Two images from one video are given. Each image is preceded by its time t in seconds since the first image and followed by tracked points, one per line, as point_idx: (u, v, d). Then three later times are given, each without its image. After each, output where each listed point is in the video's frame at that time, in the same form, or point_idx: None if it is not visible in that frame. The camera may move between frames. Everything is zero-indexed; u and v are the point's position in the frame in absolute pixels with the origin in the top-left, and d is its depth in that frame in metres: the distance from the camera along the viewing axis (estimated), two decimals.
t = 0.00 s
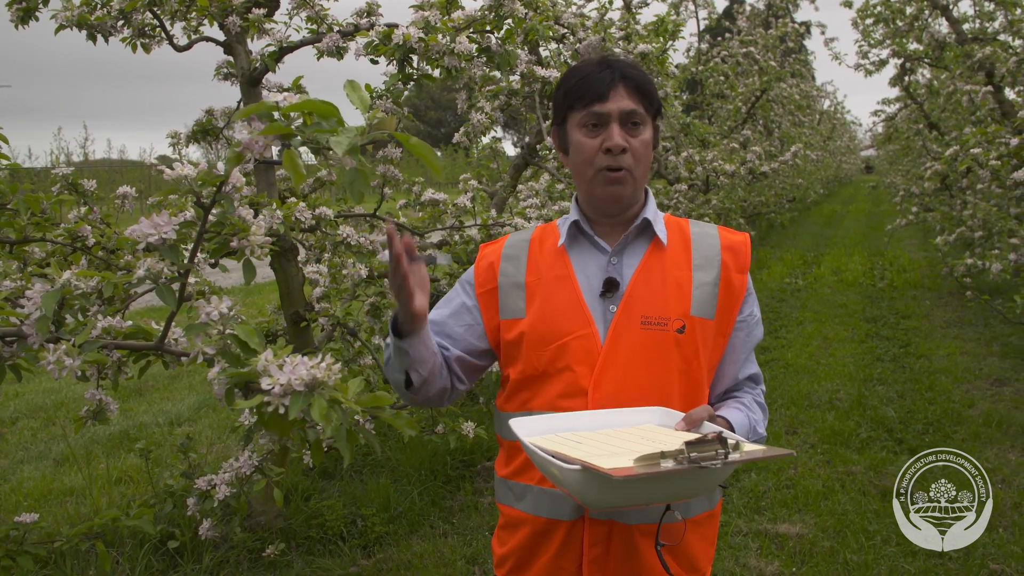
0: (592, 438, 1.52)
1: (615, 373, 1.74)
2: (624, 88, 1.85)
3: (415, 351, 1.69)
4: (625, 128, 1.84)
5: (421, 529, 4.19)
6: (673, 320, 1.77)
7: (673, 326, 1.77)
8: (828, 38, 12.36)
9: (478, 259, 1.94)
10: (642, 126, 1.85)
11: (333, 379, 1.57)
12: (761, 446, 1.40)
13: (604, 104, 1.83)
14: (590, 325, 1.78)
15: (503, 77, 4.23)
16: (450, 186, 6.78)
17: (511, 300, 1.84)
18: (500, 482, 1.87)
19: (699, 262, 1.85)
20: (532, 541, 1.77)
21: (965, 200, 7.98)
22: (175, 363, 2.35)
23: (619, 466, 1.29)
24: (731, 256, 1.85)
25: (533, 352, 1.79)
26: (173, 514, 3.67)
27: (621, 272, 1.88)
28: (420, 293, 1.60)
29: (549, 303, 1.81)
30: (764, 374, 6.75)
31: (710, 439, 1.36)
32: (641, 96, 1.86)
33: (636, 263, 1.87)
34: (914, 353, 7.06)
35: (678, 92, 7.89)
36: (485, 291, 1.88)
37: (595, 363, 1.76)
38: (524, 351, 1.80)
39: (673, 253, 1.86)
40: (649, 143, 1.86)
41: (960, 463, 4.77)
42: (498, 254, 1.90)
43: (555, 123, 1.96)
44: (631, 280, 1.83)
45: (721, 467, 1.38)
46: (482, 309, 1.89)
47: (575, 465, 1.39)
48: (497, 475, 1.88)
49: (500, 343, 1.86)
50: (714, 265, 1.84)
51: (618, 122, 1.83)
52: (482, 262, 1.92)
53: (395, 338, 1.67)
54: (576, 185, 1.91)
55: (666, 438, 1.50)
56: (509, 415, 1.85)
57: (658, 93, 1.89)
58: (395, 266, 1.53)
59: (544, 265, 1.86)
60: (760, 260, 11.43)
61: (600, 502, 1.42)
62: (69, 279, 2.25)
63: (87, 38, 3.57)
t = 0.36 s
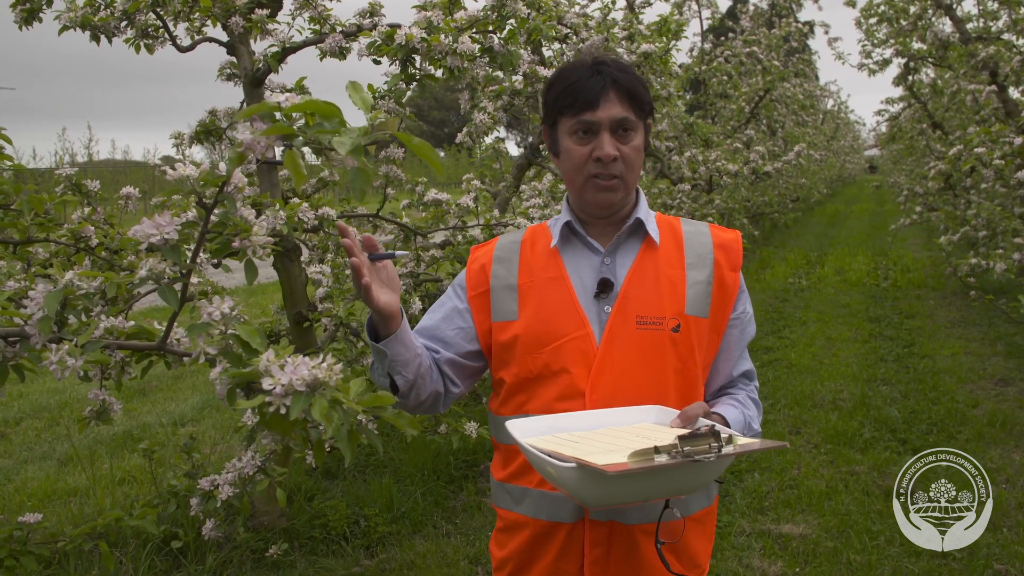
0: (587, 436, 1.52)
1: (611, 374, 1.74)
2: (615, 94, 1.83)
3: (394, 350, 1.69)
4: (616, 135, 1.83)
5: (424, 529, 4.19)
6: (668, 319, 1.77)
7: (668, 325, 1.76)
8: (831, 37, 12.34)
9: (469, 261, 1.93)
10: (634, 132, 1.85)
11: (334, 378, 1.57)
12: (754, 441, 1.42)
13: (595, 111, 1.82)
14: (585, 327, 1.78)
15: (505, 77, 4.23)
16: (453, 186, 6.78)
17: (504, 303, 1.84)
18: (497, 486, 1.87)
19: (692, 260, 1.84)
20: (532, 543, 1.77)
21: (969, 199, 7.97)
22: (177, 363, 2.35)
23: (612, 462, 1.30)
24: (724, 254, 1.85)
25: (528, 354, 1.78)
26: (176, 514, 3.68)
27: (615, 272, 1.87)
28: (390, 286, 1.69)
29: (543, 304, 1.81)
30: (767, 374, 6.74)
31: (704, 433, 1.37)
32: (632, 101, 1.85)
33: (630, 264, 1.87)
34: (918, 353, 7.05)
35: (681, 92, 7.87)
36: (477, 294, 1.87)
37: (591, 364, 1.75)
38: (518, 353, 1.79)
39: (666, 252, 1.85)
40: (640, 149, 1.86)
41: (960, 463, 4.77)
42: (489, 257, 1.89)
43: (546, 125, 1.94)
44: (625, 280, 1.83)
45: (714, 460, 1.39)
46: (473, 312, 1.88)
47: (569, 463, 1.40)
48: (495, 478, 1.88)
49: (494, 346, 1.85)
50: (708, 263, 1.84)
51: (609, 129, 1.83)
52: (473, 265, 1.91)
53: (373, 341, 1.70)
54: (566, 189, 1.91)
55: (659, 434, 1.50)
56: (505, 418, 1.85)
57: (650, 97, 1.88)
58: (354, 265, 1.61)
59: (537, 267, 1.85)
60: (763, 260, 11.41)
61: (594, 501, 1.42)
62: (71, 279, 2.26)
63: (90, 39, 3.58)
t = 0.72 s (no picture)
0: (604, 433, 1.54)
1: (597, 373, 1.74)
2: (596, 98, 1.82)
3: (382, 354, 1.69)
4: (596, 139, 1.83)
5: (423, 530, 4.19)
6: (653, 319, 1.78)
7: (653, 325, 1.77)
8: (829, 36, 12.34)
9: (453, 263, 1.92)
10: (615, 136, 1.84)
11: (327, 380, 1.57)
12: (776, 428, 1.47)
13: (575, 115, 1.81)
14: (571, 327, 1.77)
15: (502, 77, 4.23)
16: (451, 187, 6.77)
17: (489, 305, 1.83)
18: (484, 487, 1.87)
19: (676, 260, 1.86)
20: (519, 545, 1.77)
21: (967, 198, 7.97)
22: (173, 365, 2.35)
23: (648, 448, 1.32)
24: (707, 254, 1.87)
25: (513, 355, 1.78)
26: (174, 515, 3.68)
27: (599, 272, 1.87)
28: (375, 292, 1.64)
29: (528, 305, 1.80)
30: (766, 373, 6.74)
31: (732, 419, 1.41)
32: (614, 105, 1.83)
33: (614, 263, 1.87)
34: (917, 352, 7.05)
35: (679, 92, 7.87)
36: (462, 296, 1.87)
37: (577, 364, 1.75)
38: (503, 354, 1.79)
39: (650, 252, 1.86)
40: (621, 153, 1.86)
41: (960, 463, 4.75)
42: (473, 258, 1.88)
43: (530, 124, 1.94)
44: (610, 280, 1.83)
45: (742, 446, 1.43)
46: (459, 314, 1.88)
47: (597, 455, 1.41)
48: (481, 480, 1.88)
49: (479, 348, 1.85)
50: (691, 263, 1.85)
51: (588, 134, 1.82)
52: (456, 267, 1.90)
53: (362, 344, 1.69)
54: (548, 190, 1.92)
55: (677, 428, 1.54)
56: (491, 419, 1.84)
57: (634, 100, 1.86)
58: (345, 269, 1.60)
59: (521, 268, 1.84)
60: (763, 259, 11.40)
61: (621, 490, 1.43)
62: (65, 281, 2.26)
63: (87, 41, 3.57)
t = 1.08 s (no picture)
0: (625, 452, 1.50)
1: (590, 374, 1.74)
2: (584, 96, 1.82)
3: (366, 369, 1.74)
4: (586, 137, 1.83)
5: (421, 530, 4.19)
6: (646, 319, 1.78)
7: (647, 326, 1.77)
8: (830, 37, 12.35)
9: (445, 266, 1.92)
10: (604, 134, 1.84)
11: (320, 378, 1.58)
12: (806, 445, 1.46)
13: (563, 113, 1.81)
14: (565, 329, 1.77)
15: (501, 78, 4.23)
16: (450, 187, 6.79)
17: (482, 307, 1.84)
18: (479, 488, 1.87)
19: (668, 260, 1.86)
20: (514, 545, 1.77)
21: (967, 199, 7.97)
22: (168, 365, 2.35)
23: (693, 484, 1.29)
24: (699, 253, 1.87)
25: (507, 357, 1.78)
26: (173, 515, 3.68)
27: (592, 274, 1.87)
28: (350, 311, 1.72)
29: (521, 308, 1.80)
30: (765, 374, 6.74)
31: (769, 446, 1.39)
32: (602, 103, 1.84)
33: (607, 264, 1.87)
34: (917, 352, 7.05)
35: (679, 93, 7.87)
36: (455, 298, 1.87)
37: (570, 366, 1.75)
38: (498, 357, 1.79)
39: (642, 252, 1.87)
40: (611, 151, 1.86)
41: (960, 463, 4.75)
42: (465, 260, 1.89)
43: (519, 125, 1.95)
44: (603, 281, 1.83)
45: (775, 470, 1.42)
46: (452, 316, 1.88)
47: (632, 486, 1.37)
48: (476, 481, 1.88)
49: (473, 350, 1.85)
50: (683, 262, 1.86)
51: (578, 132, 1.82)
52: (449, 270, 1.90)
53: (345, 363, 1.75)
54: (538, 191, 1.92)
55: (701, 445, 1.52)
56: (485, 420, 1.84)
57: (622, 98, 1.87)
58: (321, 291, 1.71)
59: (514, 270, 1.85)
60: (763, 260, 11.40)
61: (655, 518, 1.41)
62: (59, 281, 2.26)
63: (85, 42, 3.58)
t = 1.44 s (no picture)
0: (583, 445, 1.50)
1: (583, 376, 1.74)
2: (576, 77, 1.89)
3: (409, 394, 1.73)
4: (580, 113, 1.86)
5: (418, 532, 4.18)
6: (639, 320, 1.78)
7: (640, 327, 1.77)
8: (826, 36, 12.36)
9: (437, 267, 1.92)
10: (597, 112, 1.89)
11: (308, 380, 1.58)
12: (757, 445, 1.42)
13: (558, 90, 1.86)
14: (557, 330, 1.77)
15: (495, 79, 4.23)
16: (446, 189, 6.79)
17: (474, 308, 1.83)
18: (473, 489, 1.87)
19: (661, 260, 1.85)
20: (508, 546, 1.77)
21: (963, 196, 7.98)
22: (158, 367, 2.35)
23: (627, 476, 1.27)
24: (692, 252, 1.87)
25: (500, 359, 1.78)
26: (169, 518, 3.67)
27: (584, 275, 1.88)
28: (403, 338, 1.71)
29: (513, 309, 1.80)
30: (763, 373, 6.74)
31: (711, 445, 1.36)
32: (592, 84, 1.91)
33: (599, 265, 1.88)
34: (914, 350, 7.05)
35: (676, 93, 7.87)
36: (448, 300, 1.87)
37: (564, 368, 1.75)
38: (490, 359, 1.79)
39: (635, 251, 1.87)
40: (605, 129, 1.89)
41: (960, 463, 4.73)
42: (457, 261, 1.88)
43: (511, 123, 1.98)
44: (595, 282, 1.83)
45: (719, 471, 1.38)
46: (444, 318, 1.87)
47: (574, 477, 1.36)
48: (470, 482, 1.88)
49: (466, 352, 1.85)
50: (676, 262, 1.85)
51: (573, 106, 1.86)
52: (442, 270, 1.90)
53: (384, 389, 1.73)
54: (534, 181, 1.92)
55: (657, 440, 1.49)
56: (479, 422, 1.85)
57: (609, 85, 1.95)
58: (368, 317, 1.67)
59: (506, 271, 1.84)
60: (760, 259, 11.41)
61: (599, 511, 1.39)
62: (49, 285, 2.28)
63: (78, 45, 3.58)
